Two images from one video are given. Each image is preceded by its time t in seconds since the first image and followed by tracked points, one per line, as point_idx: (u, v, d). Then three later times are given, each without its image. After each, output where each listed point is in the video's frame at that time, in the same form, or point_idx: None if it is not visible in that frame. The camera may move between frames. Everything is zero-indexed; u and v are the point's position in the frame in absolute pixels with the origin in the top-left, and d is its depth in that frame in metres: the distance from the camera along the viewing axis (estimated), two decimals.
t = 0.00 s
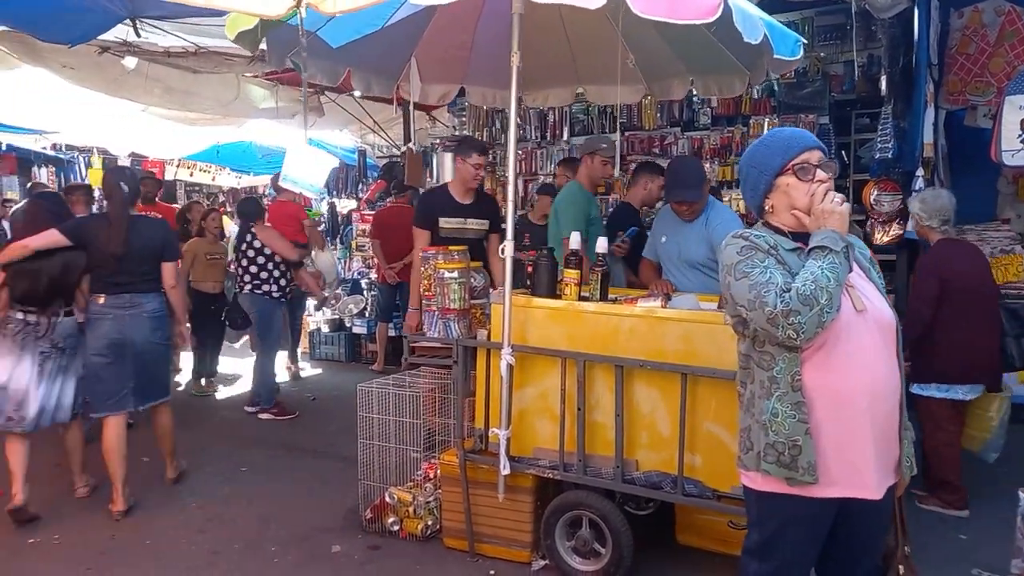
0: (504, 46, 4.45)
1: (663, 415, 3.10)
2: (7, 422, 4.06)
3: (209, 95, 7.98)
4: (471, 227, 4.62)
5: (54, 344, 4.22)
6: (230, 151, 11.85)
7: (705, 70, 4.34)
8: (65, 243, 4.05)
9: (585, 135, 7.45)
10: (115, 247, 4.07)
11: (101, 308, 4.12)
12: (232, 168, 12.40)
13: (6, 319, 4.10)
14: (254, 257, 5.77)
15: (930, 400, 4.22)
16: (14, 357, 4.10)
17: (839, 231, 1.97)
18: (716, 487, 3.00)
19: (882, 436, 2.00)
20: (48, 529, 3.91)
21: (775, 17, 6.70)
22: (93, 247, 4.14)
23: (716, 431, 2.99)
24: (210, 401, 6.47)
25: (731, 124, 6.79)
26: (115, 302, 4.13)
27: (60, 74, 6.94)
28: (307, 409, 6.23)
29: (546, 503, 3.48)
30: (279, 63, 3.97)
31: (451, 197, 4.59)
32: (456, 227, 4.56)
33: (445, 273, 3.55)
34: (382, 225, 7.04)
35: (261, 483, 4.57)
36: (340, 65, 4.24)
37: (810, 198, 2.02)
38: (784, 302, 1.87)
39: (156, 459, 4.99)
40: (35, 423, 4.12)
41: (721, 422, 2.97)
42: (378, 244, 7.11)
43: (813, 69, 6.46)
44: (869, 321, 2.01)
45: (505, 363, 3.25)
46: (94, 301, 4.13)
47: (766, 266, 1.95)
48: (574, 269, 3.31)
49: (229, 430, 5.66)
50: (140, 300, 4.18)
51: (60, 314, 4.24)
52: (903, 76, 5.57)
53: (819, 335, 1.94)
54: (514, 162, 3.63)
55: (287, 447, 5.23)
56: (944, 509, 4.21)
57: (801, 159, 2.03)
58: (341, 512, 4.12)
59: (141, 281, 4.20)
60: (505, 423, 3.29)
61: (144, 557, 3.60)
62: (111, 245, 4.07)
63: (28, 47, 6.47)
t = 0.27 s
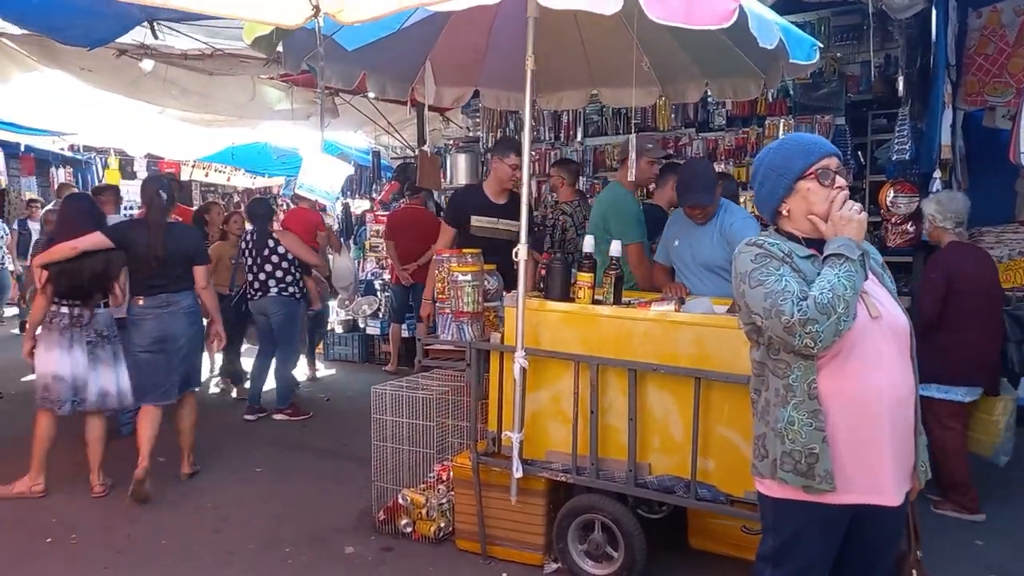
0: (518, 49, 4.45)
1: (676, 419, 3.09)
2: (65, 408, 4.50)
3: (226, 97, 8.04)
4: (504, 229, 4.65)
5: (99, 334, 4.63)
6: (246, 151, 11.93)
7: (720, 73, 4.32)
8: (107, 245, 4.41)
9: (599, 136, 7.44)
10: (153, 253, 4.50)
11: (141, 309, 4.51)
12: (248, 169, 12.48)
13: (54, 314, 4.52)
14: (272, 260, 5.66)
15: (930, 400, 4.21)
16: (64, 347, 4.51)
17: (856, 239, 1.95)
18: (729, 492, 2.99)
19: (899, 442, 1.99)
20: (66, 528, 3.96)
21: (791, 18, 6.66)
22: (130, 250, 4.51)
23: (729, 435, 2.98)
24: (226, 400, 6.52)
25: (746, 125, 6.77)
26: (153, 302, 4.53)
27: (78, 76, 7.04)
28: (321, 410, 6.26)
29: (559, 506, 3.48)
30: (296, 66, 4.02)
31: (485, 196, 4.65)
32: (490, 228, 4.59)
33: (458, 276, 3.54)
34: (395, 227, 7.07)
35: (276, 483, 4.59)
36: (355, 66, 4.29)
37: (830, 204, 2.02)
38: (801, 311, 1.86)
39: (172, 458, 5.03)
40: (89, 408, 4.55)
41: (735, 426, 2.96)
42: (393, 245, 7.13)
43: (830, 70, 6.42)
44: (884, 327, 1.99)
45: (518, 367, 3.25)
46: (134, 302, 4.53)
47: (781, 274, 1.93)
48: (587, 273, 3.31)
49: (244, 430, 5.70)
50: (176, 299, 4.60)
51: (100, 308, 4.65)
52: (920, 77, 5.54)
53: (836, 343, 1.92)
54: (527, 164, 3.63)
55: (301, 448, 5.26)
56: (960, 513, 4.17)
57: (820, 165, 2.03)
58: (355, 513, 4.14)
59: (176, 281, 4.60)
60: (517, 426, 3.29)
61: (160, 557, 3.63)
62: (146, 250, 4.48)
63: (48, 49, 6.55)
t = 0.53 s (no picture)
0: (519, 51, 4.45)
1: (674, 420, 3.09)
2: (82, 401, 4.57)
3: (230, 98, 8.06)
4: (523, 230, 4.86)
5: (110, 329, 4.63)
6: (250, 153, 11.95)
7: (720, 75, 4.31)
8: (121, 243, 4.54)
9: (602, 137, 7.44)
10: (166, 249, 4.72)
11: (150, 303, 4.73)
12: (252, 170, 12.51)
13: (68, 311, 4.55)
14: (273, 263, 5.62)
15: (922, 397, 4.32)
16: (77, 343, 4.54)
17: (855, 243, 1.95)
18: (726, 494, 2.99)
19: (898, 445, 1.99)
20: (67, 528, 3.97)
21: (794, 18, 6.64)
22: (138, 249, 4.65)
23: (727, 437, 2.98)
24: (228, 401, 6.55)
25: (749, 126, 6.76)
26: (161, 296, 4.75)
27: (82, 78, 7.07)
28: (323, 410, 6.27)
29: (557, 508, 3.48)
30: (296, 68, 4.01)
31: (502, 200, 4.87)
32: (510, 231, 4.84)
33: (458, 277, 3.53)
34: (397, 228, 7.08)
35: (278, 483, 4.61)
36: (356, 70, 4.29)
37: (833, 208, 2.02)
38: (800, 315, 1.84)
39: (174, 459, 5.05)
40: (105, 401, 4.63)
41: (732, 429, 2.96)
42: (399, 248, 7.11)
43: (833, 70, 6.41)
44: (881, 331, 1.99)
45: (516, 368, 3.25)
46: (141, 297, 4.72)
47: (779, 277, 1.91)
48: (586, 274, 3.31)
49: (246, 431, 5.71)
50: (181, 292, 4.81)
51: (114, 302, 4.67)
52: (924, 77, 5.53)
53: (834, 347, 1.92)
54: (528, 165, 3.63)
55: (302, 448, 5.28)
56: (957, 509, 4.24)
57: (827, 167, 2.03)
58: (355, 513, 4.15)
59: (182, 277, 4.82)
60: (516, 428, 3.28)
61: (160, 557, 3.64)
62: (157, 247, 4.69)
63: (51, 51, 6.58)
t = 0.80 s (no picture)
0: (517, 52, 4.46)
1: (670, 420, 3.10)
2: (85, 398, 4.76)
3: (230, 99, 8.07)
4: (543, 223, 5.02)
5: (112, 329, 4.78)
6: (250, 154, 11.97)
7: (717, 76, 4.32)
8: (120, 249, 4.61)
9: (601, 138, 7.45)
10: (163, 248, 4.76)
11: (149, 304, 4.78)
12: (252, 170, 12.53)
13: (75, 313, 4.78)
14: (266, 263, 5.66)
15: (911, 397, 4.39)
16: (81, 341, 4.72)
17: (852, 246, 1.96)
18: (723, 494, 3.01)
19: (895, 447, 2.00)
20: (67, 527, 3.99)
21: (793, 19, 6.66)
22: (137, 251, 4.69)
23: (723, 437, 2.99)
24: (228, 401, 6.56)
25: (748, 126, 6.78)
26: (160, 297, 4.80)
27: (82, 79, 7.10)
28: (322, 411, 6.28)
29: (554, 508, 3.50)
30: (293, 69, 4.03)
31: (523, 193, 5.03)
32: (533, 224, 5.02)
33: (455, 278, 3.54)
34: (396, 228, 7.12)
35: (277, 483, 4.62)
36: (353, 71, 4.31)
37: (834, 209, 2.04)
38: (799, 319, 1.84)
39: (173, 459, 5.07)
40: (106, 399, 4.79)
41: (729, 430, 2.97)
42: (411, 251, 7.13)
43: (832, 71, 6.42)
44: (878, 333, 2.00)
45: (514, 369, 3.26)
46: (140, 298, 4.77)
47: (777, 280, 1.91)
48: (583, 275, 3.33)
49: (245, 431, 5.73)
50: (179, 294, 4.87)
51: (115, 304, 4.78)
52: (920, 78, 5.55)
53: (832, 350, 1.92)
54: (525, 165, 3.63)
55: (302, 448, 5.29)
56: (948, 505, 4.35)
57: (831, 170, 2.05)
58: (354, 513, 4.16)
59: (179, 279, 4.86)
60: (513, 428, 3.30)
61: (160, 557, 3.65)
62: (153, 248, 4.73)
63: (52, 52, 6.62)
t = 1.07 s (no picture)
0: (518, 51, 4.45)
1: (673, 419, 3.10)
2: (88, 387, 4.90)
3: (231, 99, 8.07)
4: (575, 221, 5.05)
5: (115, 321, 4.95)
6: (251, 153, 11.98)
7: (720, 76, 4.31)
8: (118, 242, 4.84)
9: (602, 137, 7.45)
10: (159, 242, 4.99)
11: (147, 297, 4.99)
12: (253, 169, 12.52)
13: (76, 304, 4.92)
14: (257, 263, 5.63)
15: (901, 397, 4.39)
16: (84, 333, 4.88)
17: (863, 247, 1.96)
18: (726, 494, 3.00)
19: (903, 448, 2.00)
20: (69, 527, 3.99)
21: (795, 18, 6.65)
22: (135, 246, 4.92)
23: (726, 437, 2.98)
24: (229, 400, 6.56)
25: (749, 126, 6.76)
26: (159, 291, 5.02)
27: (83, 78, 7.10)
28: (323, 410, 6.28)
29: (557, 507, 3.50)
30: (295, 68, 4.03)
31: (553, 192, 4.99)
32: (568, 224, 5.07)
33: (457, 277, 3.54)
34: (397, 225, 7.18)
35: (278, 483, 4.62)
36: (355, 70, 4.31)
37: (846, 210, 2.05)
38: (812, 319, 1.84)
39: (174, 459, 5.06)
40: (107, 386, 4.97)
41: (732, 429, 2.96)
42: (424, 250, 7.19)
43: (833, 70, 6.41)
44: (887, 335, 1.99)
45: (516, 368, 3.25)
46: (140, 291, 4.99)
47: (788, 280, 1.91)
48: (585, 274, 3.32)
49: (246, 431, 5.73)
50: (177, 287, 5.10)
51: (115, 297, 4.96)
52: (923, 77, 5.55)
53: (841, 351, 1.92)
54: (527, 164, 3.62)
55: (304, 448, 5.29)
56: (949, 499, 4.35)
57: (844, 170, 2.06)
58: (356, 513, 4.16)
59: (176, 273, 5.09)
60: (516, 428, 3.30)
61: (161, 556, 3.65)
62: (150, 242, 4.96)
63: (54, 51, 6.62)
